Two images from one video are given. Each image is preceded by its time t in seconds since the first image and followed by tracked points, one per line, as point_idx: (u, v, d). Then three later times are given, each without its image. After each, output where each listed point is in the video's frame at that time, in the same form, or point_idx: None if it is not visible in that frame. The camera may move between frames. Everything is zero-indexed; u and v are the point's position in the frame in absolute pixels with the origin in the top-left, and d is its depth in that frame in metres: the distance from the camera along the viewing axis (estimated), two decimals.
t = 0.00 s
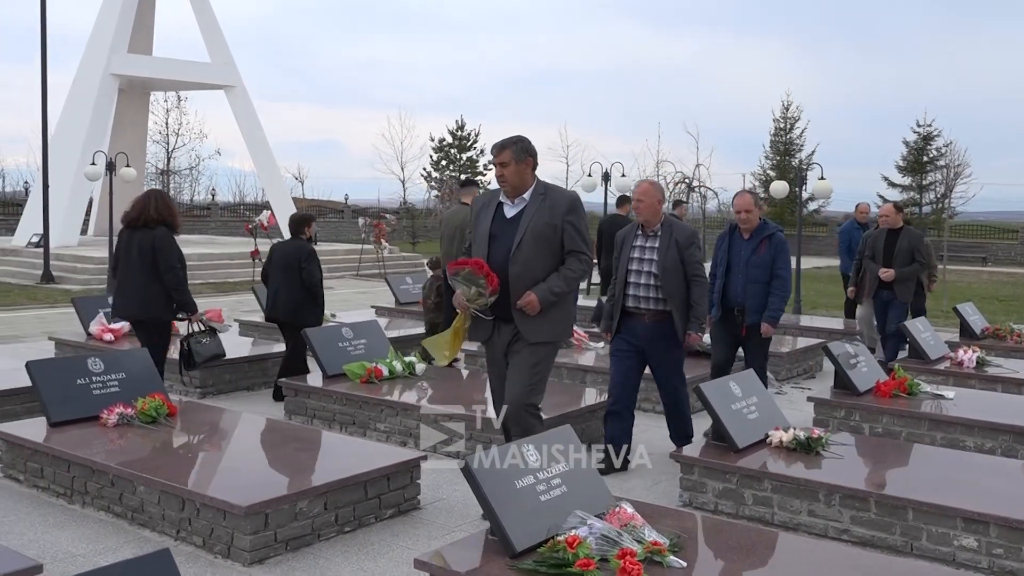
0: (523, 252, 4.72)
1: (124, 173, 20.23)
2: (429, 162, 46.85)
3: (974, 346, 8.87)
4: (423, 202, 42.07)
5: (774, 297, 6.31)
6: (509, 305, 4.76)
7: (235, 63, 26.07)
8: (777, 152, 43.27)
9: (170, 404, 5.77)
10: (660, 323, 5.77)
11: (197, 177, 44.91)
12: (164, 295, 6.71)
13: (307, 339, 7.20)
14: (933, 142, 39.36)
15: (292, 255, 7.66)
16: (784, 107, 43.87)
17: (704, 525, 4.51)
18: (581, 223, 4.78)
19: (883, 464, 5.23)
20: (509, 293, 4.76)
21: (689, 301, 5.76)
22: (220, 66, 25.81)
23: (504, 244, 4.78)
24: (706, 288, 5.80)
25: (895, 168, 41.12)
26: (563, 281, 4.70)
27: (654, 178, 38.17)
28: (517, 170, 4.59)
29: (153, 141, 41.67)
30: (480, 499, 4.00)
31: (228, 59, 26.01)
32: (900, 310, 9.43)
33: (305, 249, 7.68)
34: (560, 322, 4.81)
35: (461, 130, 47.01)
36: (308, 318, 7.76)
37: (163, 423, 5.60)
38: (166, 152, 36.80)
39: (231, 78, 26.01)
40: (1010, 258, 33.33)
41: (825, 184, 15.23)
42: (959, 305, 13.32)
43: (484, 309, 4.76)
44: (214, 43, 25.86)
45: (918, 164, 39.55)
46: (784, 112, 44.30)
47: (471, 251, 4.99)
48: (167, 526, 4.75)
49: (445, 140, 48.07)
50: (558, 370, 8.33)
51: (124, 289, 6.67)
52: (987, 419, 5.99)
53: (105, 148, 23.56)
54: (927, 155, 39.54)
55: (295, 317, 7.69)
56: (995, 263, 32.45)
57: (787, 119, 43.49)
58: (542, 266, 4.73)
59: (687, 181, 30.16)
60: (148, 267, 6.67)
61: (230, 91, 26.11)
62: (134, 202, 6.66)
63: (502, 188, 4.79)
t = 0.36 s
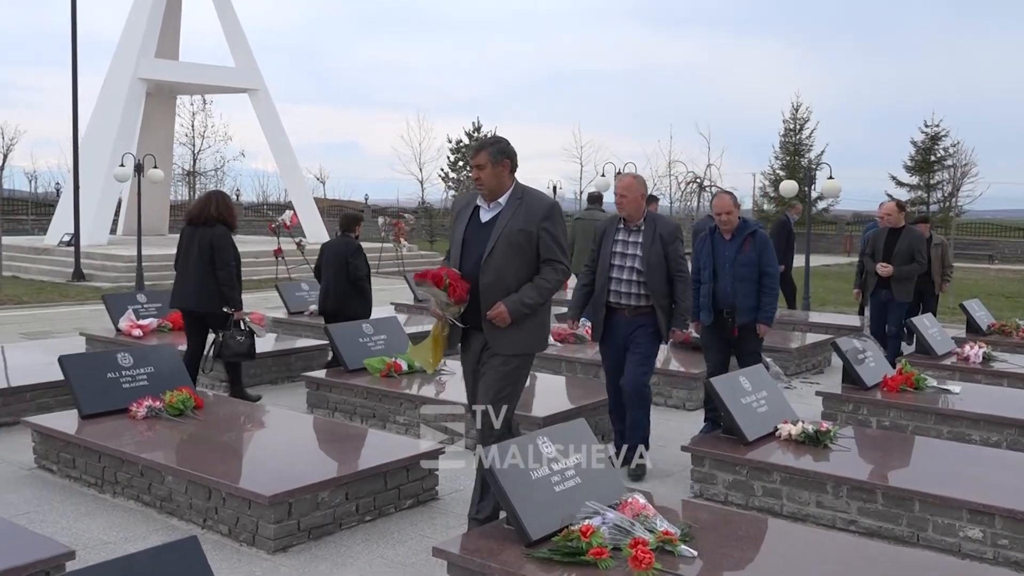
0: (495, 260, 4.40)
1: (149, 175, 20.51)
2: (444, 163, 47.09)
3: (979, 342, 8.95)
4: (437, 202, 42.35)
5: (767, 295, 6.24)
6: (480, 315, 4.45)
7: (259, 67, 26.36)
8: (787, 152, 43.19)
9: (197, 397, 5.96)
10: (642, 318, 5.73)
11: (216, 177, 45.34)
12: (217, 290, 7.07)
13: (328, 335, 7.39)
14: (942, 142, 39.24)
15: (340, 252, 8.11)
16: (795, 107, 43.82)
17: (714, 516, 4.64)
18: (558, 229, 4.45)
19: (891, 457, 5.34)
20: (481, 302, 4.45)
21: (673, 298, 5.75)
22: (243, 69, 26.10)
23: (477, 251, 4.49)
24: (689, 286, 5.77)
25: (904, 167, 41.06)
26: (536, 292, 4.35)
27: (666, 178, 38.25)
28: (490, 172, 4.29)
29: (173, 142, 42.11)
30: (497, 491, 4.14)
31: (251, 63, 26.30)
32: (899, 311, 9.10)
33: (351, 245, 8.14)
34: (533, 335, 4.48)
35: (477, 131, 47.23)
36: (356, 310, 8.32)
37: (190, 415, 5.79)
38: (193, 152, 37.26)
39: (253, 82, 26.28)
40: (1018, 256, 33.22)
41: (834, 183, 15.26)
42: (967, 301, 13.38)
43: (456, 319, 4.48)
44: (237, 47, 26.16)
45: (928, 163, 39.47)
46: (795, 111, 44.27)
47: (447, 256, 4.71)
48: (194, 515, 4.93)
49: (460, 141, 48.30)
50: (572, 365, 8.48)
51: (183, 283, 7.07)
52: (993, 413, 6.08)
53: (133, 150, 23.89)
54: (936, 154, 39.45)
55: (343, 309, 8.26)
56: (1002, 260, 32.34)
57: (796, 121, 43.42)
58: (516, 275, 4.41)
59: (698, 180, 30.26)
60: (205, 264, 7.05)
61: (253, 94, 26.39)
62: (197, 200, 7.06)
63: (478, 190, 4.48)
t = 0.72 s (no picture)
0: (458, 250, 4.39)
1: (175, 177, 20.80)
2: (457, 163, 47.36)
3: (980, 336, 9.08)
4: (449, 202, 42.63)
5: (756, 293, 6.35)
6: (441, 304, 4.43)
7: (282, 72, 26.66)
8: (793, 153, 43.18)
9: (222, 390, 6.18)
10: (626, 322, 5.63)
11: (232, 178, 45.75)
12: (281, 286, 7.46)
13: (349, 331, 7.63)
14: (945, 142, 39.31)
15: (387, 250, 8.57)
16: (801, 109, 43.88)
17: (721, 506, 4.81)
18: (521, 219, 4.34)
19: (894, 449, 5.50)
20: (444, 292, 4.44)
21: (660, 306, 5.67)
22: (266, 75, 26.39)
23: (444, 240, 4.50)
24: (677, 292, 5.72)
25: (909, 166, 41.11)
26: (490, 280, 4.26)
27: (676, 177, 38.40)
28: (451, 159, 4.31)
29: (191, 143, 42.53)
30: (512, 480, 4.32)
31: (274, 69, 26.59)
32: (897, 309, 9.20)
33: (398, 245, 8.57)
34: (492, 328, 4.37)
35: (491, 134, 47.50)
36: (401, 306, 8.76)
37: (216, 408, 6.01)
38: (218, 155, 37.70)
39: (275, 87, 26.57)
40: (1017, 253, 33.22)
41: (837, 183, 15.33)
42: (969, 297, 13.52)
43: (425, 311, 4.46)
44: (260, 51, 26.43)
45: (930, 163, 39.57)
46: (801, 113, 44.40)
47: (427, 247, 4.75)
48: (220, 503, 5.14)
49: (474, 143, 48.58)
50: (584, 360, 8.67)
51: (251, 277, 7.48)
52: (994, 406, 6.22)
53: (161, 153, 24.21)
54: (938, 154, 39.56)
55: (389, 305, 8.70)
56: (1003, 257, 32.36)
57: (800, 122, 43.45)
58: (477, 265, 4.36)
59: (705, 180, 30.44)
60: (269, 260, 7.41)
61: (276, 99, 26.68)
62: (261, 203, 7.43)
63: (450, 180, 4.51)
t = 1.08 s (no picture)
0: (405, 259, 4.39)
1: (195, 183, 21.09)
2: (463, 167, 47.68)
3: (971, 334, 9.23)
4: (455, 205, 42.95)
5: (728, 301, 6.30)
6: (392, 314, 4.44)
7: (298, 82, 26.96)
8: (790, 157, 43.31)
9: (239, 388, 6.39)
10: (607, 322, 5.41)
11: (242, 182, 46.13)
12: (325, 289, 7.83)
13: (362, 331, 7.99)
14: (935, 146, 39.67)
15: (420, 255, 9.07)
16: (795, 116, 44.10)
17: (719, 499, 4.99)
18: (470, 223, 4.40)
19: (887, 444, 5.68)
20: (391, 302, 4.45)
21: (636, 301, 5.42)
22: (282, 84, 26.70)
23: (389, 250, 4.49)
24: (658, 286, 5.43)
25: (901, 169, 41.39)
26: (448, 288, 4.29)
27: (678, 180, 38.66)
28: (393, 167, 4.32)
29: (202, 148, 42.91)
30: (519, 474, 4.49)
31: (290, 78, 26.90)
32: (877, 308, 9.35)
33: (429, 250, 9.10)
34: (446, 334, 4.43)
35: (499, 140, 47.84)
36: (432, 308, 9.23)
37: (233, 405, 6.23)
38: (237, 160, 38.16)
39: (292, 95, 26.88)
40: (1007, 253, 33.40)
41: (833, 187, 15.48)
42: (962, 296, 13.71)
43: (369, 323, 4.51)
44: (274, 60, 26.70)
45: (923, 167, 39.91)
46: (798, 118, 44.68)
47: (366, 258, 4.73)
48: (237, 497, 5.34)
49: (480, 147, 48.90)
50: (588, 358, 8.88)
51: (294, 280, 7.80)
52: (984, 402, 6.39)
53: (181, 160, 24.54)
54: (930, 157, 39.92)
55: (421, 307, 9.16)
56: (994, 258, 32.51)
57: (798, 126, 43.61)
58: (427, 272, 4.38)
59: (705, 183, 30.72)
60: (313, 264, 7.80)
61: (292, 107, 27.00)
62: (305, 209, 7.83)
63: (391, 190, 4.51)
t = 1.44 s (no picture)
0: (358, 263, 4.16)
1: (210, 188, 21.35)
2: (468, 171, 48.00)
3: (962, 335, 9.40)
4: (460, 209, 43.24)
5: (694, 306, 6.37)
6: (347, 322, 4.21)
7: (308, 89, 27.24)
8: (786, 163, 43.46)
9: (252, 387, 6.59)
10: (567, 333, 5.46)
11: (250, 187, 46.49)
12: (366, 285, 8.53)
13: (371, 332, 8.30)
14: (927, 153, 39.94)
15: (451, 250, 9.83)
16: (792, 122, 44.36)
17: (717, 495, 5.16)
18: (425, 227, 4.21)
19: (880, 442, 5.85)
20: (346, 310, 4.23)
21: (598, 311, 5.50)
22: (295, 92, 26.99)
23: (340, 253, 4.27)
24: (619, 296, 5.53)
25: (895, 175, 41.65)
26: (406, 295, 4.10)
27: (679, 184, 38.91)
28: (343, 166, 4.11)
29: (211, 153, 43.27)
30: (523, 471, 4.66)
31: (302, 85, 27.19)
32: (859, 311, 9.56)
33: (458, 246, 9.82)
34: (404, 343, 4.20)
35: (504, 146, 48.14)
36: (462, 300, 10.02)
37: (246, 403, 6.42)
38: (253, 165, 38.56)
39: (304, 102, 27.15)
40: (997, 256, 33.50)
41: (829, 194, 15.65)
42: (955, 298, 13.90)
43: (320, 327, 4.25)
44: (286, 68, 27.02)
45: (914, 173, 40.22)
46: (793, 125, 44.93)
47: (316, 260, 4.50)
48: (250, 492, 5.53)
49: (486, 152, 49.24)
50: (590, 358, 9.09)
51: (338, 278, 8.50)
52: (975, 401, 6.56)
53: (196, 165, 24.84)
54: (921, 164, 40.18)
55: (453, 299, 9.98)
56: (984, 261, 32.68)
57: (794, 134, 43.79)
58: (382, 279, 4.17)
59: (704, 188, 31.00)
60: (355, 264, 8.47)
61: (304, 114, 27.26)
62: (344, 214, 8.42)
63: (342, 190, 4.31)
